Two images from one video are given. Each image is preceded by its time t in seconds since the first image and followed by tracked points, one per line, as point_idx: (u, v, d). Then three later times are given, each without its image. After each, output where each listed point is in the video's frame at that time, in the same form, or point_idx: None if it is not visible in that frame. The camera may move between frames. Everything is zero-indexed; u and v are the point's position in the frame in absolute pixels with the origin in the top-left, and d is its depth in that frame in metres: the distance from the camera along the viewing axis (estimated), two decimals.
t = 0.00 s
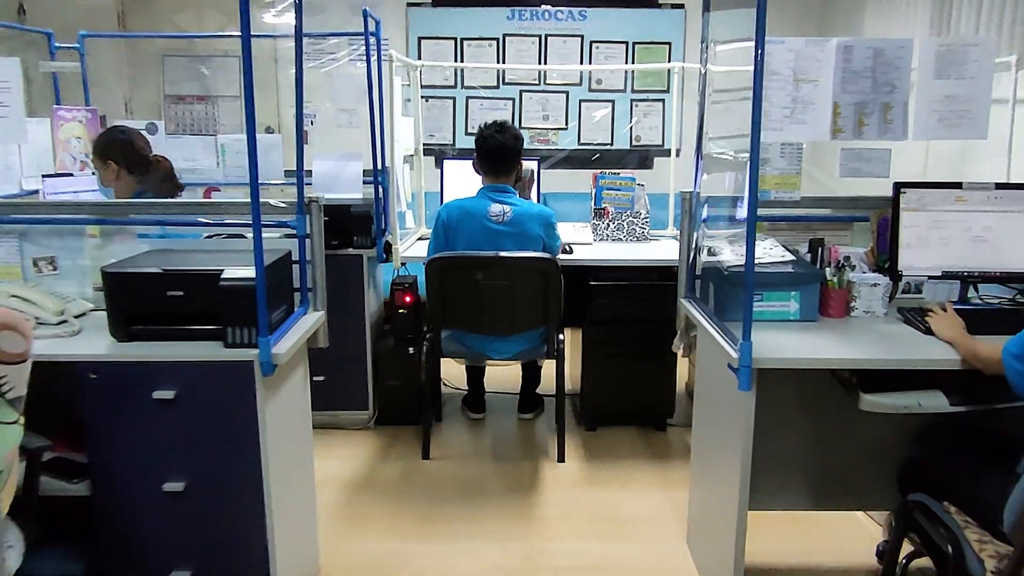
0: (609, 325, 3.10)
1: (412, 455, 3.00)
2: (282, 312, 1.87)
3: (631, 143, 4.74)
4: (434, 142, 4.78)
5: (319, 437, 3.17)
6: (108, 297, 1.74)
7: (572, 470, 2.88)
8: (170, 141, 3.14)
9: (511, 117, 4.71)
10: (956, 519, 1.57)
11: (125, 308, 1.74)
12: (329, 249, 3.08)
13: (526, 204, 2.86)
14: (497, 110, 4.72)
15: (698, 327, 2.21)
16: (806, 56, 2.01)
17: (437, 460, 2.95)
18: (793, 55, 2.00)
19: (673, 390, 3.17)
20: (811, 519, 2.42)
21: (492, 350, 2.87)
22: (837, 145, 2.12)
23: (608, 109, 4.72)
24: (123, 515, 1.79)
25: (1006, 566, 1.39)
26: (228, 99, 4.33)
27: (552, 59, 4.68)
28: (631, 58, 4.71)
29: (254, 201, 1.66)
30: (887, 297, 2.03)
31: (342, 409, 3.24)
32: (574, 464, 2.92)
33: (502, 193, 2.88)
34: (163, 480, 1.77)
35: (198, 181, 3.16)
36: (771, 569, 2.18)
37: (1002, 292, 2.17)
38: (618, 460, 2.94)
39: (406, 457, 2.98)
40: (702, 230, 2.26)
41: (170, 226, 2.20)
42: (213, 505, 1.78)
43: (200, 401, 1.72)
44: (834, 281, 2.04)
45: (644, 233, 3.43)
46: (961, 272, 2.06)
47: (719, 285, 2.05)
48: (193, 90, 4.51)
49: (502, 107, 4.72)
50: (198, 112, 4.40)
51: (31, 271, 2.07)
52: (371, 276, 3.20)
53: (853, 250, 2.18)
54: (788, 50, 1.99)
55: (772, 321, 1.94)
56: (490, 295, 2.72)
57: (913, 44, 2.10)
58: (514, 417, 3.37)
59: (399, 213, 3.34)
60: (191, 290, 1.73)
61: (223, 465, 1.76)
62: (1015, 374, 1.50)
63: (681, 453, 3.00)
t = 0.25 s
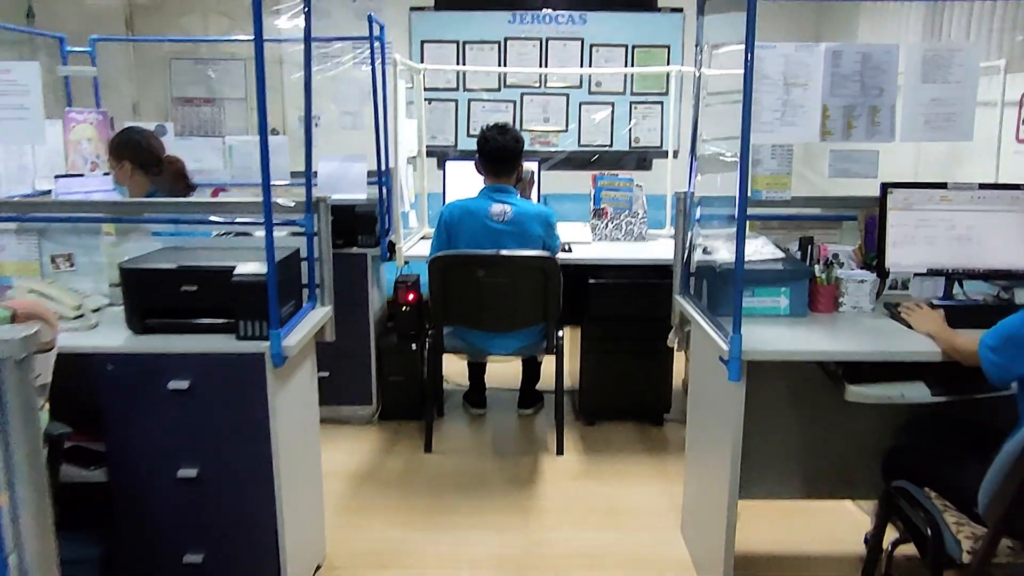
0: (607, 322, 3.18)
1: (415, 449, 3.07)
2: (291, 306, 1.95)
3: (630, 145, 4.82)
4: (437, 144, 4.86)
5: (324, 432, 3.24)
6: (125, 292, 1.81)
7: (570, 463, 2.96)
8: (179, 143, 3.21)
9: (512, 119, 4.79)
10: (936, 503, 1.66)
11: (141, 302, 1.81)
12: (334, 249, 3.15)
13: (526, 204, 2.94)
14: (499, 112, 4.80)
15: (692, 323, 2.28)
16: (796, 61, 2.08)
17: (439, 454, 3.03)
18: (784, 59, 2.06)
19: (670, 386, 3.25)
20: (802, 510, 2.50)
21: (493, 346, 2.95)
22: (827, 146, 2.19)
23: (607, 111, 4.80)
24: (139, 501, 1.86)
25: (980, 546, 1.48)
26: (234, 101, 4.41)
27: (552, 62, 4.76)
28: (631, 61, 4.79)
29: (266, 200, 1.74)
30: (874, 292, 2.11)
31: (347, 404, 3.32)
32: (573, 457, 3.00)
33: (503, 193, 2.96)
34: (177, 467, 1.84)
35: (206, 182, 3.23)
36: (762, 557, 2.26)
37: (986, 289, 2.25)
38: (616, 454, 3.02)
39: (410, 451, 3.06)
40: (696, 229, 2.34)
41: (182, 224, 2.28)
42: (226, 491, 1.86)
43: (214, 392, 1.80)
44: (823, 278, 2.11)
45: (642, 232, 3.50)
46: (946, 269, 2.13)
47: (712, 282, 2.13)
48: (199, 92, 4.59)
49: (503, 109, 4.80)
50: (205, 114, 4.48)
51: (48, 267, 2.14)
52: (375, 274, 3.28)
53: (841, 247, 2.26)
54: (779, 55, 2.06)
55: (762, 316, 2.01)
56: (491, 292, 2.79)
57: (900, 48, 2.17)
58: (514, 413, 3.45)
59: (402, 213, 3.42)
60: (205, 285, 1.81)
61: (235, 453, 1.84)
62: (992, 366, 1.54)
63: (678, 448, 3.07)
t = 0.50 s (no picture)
0: (605, 319, 3.26)
1: (418, 443, 3.15)
2: (300, 301, 2.02)
3: (629, 147, 4.90)
4: (439, 145, 4.94)
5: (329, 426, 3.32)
6: (141, 287, 1.89)
7: (569, 456, 3.03)
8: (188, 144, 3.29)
9: (512, 121, 4.87)
10: (917, 488, 1.73)
11: (156, 297, 1.89)
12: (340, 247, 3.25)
13: (527, 204, 3.01)
14: (499, 114, 4.88)
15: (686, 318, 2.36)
16: (786, 65, 2.15)
17: (441, 448, 3.10)
18: (775, 63, 2.14)
19: (667, 381, 3.32)
20: (794, 501, 2.57)
21: (493, 342, 3.02)
22: (816, 147, 2.27)
23: (606, 113, 4.88)
24: (153, 488, 1.94)
25: (959, 529, 1.56)
26: (239, 104, 4.49)
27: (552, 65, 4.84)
28: (629, 64, 4.87)
29: (277, 199, 1.82)
30: (862, 289, 2.18)
31: (351, 400, 3.39)
32: (572, 451, 3.07)
33: (504, 193, 3.04)
34: (190, 455, 1.92)
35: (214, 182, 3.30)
36: (755, 545, 2.33)
37: (972, 285, 2.32)
38: (613, 448, 3.09)
39: (412, 445, 3.14)
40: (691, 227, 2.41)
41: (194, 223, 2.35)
42: (237, 479, 1.94)
43: (225, 383, 1.88)
44: (813, 274, 2.18)
45: (639, 232, 3.59)
46: (932, 266, 2.20)
47: (706, 278, 2.20)
48: (205, 95, 4.67)
49: (504, 111, 4.88)
50: (211, 116, 4.57)
51: (65, 264, 2.22)
52: (379, 273, 3.36)
53: (831, 245, 2.34)
54: (770, 59, 2.13)
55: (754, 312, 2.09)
56: (492, 289, 2.87)
57: (888, 53, 2.25)
58: (515, 409, 3.52)
59: (406, 213, 3.51)
60: (217, 281, 1.88)
61: (247, 442, 1.91)
62: (972, 357, 1.61)
63: (674, 442, 3.15)
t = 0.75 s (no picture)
0: (603, 316, 3.34)
1: (421, 438, 3.22)
2: (310, 297, 2.10)
3: (628, 148, 4.99)
4: (439, 147, 5.02)
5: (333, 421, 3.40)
6: (157, 283, 1.97)
7: (568, 450, 3.11)
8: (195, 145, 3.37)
9: (512, 122, 4.95)
10: (901, 475, 1.81)
11: (172, 293, 1.96)
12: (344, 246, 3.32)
13: (527, 204, 3.10)
14: (499, 116, 4.96)
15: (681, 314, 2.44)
16: (778, 70, 2.23)
17: (444, 442, 3.18)
18: (767, 69, 2.21)
19: (664, 377, 3.40)
20: (787, 492, 2.65)
21: (494, 338, 3.10)
22: (807, 149, 2.35)
23: (605, 115, 4.97)
24: (169, 477, 2.01)
25: (940, 512, 1.64)
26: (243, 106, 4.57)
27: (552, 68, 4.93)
28: (627, 67, 4.96)
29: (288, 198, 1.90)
30: (850, 285, 2.27)
31: (355, 395, 3.47)
32: (571, 445, 3.15)
33: (505, 193, 3.13)
34: (205, 445, 1.99)
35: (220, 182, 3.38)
36: (748, 534, 2.41)
37: (957, 282, 2.40)
38: (612, 442, 3.17)
39: (415, 439, 3.21)
40: (686, 226, 2.49)
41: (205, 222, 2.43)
42: (250, 468, 2.01)
43: (239, 375, 1.95)
44: (802, 271, 2.28)
45: (637, 232, 3.66)
46: (918, 264, 2.28)
47: (700, 275, 2.28)
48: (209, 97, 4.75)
49: (504, 113, 4.95)
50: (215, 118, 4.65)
51: (80, 262, 2.30)
52: (382, 271, 3.44)
53: (821, 243, 2.42)
54: (762, 65, 2.21)
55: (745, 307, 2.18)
56: (493, 286, 2.95)
57: (875, 58, 2.33)
58: (515, 405, 3.60)
59: (409, 213, 3.59)
60: (230, 277, 1.96)
61: (260, 432, 1.99)
62: (951, 345, 1.69)
63: (671, 436, 3.22)
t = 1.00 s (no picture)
0: (601, 314, 3.42)
1: (423, 432, 3.30)
2: (318, 292, 2.18)
3: (626, 150, 5.08)
4: (440, 148, 5.10)
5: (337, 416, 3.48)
6: (172, 278, 2.05)
7: (567, 443, 3.19)
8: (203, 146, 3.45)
9: (512, 124, 5.04)
10: (883, 461, 1.90)
11: (188, 287, 2.04)
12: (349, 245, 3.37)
13: (527, 204, 3.19)
14: (499, 118, 5.05)
15: (677, 309, 2.52)
16: (769, 74, 2.32)
17: (445, 436, 3.26)
18: (759, 72, 2.31)
19: (660, 373, 3.48)
20: (778, 482, 2.74)
21: (495, 335, 3.18)
22: (798, 150, 2.44)
23: (603, 117, 5.06)
24: (183, 464, 2.09)
25: (921, 496, 1.73)
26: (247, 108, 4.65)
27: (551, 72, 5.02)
28: (625, 70, 5.05)
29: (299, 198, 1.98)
30: (839, 281, 2.36)
31: (358, 391, 3.55)
32: (570, 439, 3.23)
33: (505, 194, 3.21)
34: (218, 434, 2.08)
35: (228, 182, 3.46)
36: (740, 522, 2.49)
37: (942, 278, 2.49)
38: (609, 436, 3.25)
39: (418, 433, 3.29)
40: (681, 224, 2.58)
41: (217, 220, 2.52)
42: (262, 456, 2.09)
43: (251, 366, 2.04)
44: (793, 268, 2.35)
45: (634, 231, 3.75)
46: (904, 260, 2.36)
47: (694, 272, 2.37)
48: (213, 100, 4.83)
49: (504, 115, 5.04)
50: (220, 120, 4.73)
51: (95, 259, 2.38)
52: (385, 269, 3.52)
53: (811, 241, 2.50)
54: (755, 68, 2.31)
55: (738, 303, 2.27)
56: (494, 284, 3.04)
57: (863, 62, 2.41)
58: (515, 400, 3.68)
59: (412, 213, 3.68)
60: (244, 272, 2.04)
61: (271, 422, 2.07)
62: (931, 336, 1.78)
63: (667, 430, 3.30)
